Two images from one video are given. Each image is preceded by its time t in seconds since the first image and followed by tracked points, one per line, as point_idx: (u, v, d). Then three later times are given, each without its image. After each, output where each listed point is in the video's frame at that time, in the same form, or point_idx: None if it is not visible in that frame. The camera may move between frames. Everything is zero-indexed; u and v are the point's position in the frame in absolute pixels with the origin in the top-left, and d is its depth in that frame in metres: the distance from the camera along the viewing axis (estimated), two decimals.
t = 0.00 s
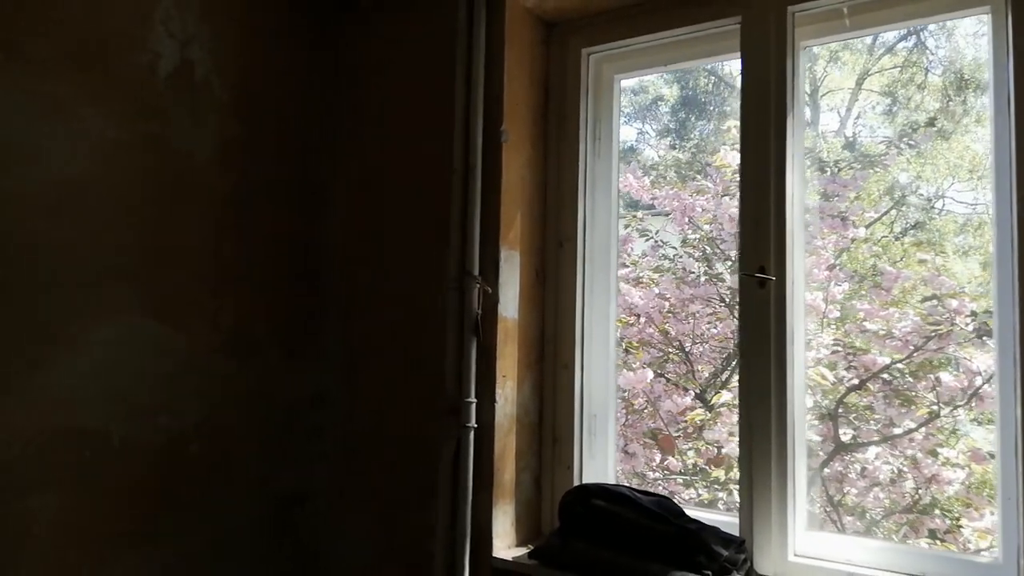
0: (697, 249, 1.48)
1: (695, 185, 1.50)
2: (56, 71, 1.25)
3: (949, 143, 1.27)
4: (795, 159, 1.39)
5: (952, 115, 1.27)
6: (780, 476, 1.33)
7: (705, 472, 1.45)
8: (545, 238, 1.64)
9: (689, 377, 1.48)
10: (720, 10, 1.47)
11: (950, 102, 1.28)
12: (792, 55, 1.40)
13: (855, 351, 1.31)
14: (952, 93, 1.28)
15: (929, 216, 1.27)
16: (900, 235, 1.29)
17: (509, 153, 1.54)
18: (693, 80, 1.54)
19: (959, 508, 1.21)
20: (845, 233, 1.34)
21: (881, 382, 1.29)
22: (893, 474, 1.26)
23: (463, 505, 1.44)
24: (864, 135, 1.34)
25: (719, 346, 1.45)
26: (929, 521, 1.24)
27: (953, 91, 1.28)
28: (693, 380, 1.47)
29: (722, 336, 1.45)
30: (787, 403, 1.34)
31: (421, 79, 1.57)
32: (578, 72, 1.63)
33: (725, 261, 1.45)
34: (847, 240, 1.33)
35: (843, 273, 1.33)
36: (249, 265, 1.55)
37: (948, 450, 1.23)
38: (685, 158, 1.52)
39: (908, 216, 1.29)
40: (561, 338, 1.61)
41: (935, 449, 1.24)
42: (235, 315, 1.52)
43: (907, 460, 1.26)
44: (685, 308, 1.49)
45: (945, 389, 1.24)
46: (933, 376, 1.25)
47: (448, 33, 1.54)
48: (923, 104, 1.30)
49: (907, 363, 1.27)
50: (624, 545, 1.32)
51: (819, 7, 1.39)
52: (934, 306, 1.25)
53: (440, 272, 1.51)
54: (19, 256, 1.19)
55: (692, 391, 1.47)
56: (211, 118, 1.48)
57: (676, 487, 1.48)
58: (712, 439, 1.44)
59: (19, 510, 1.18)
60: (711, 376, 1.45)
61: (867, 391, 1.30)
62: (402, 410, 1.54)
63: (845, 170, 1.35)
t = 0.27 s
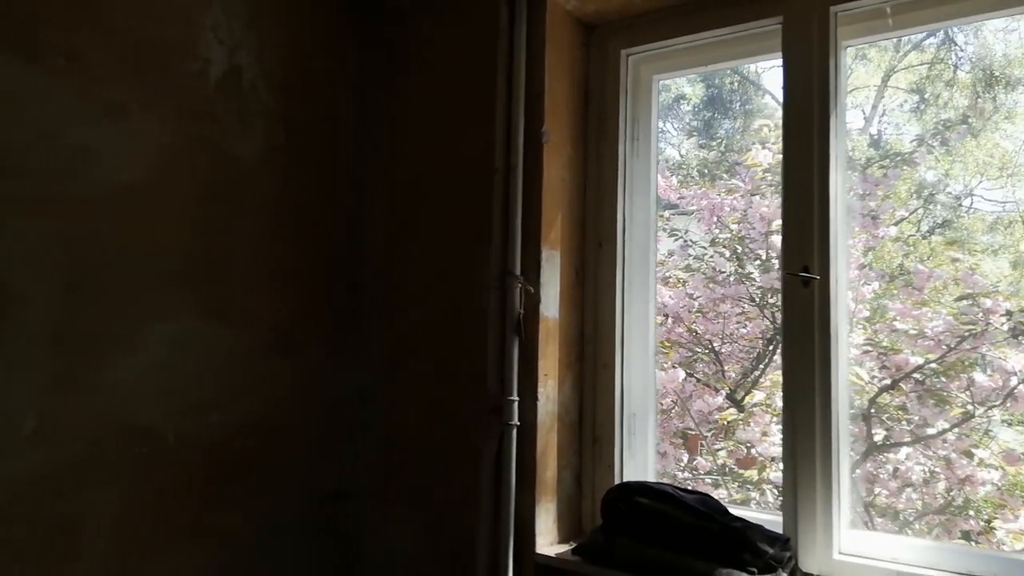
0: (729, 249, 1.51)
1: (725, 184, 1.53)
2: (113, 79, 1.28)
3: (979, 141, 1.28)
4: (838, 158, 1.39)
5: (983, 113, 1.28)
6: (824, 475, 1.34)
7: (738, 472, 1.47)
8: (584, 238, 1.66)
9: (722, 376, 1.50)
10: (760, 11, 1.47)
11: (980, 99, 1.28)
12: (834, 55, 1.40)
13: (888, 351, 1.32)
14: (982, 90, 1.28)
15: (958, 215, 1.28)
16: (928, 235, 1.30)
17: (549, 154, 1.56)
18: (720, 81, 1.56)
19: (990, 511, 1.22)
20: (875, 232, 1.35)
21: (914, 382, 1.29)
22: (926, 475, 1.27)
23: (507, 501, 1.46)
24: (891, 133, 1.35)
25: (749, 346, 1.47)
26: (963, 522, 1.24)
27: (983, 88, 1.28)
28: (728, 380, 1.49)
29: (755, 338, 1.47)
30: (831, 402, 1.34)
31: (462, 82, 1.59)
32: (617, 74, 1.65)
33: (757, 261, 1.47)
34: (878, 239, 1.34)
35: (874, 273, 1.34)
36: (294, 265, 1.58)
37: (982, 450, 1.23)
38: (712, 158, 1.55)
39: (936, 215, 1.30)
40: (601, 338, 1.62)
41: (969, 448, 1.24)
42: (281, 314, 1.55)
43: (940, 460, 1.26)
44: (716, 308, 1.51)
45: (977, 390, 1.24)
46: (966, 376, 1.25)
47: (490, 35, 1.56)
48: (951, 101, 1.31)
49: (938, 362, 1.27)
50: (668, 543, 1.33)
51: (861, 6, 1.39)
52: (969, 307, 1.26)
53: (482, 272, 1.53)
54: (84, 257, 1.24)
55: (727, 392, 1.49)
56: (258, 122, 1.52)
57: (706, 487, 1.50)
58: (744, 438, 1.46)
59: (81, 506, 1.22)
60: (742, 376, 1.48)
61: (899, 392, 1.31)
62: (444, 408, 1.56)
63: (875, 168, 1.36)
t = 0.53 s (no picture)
0: (766, 248, 1.51)
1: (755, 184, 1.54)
2: (176, 86, 1.35)
3: (1011, 139, 1.28)
4: (886, 159, 1.39)
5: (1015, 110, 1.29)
6: (874, 473, 1.34)
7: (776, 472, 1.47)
8: (627, 238, 1.67)
9: (759, 377, 1.51)
10: (805, 11, 1.48)
11: (1011, 96, 1.29)
12: (880, 54, 1.40)
13: (925, 352, 1.33)
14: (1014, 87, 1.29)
15: (989, 213, 1.29)
16: (959, 233, 1.31)
17: (594, 155, 1.57)
18: (750, 82, 1.58)
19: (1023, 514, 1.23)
20: (909, 232, 1.36)
21: (951, 382, 1.30)
22: (962, 476, 1.28)
23: (553, 497, 1.49)
24: (919, 130, 1.37)
25: (781, 346, 1.48)
26: (1001, 524, 1.25)
27: (1015, 85, 1.29)
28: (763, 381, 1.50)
29: (801, 348, 1.46)
30: (881, 402, 1.34)
31: (507, 84, 1.62)
32: (661, 74, 1.66)
33: (791, 261, 1.48)
34: (914, 238, 1.35)
35: (908, 272, 1.36)
36: (342, 265, 1.62)
37: (1022, 450, 1.24)
38: (744, 159, 1.56)
39: (968, 214, 1.30)
40: (645, 337, 1.63)
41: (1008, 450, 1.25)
42: (331, 313, 1.60)
43: (977, 462, 1.27)
44: (750, 308, 1.53)
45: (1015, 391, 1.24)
46: (1004, 377, 1.25)
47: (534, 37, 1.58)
48: (982, 97, 1.31)
49: (976, 362, 1.28)
50: (716, 540, 1.35)
51: (909, 5, 1.39)
52: (1006, 309, 1.26)
53: (527, 272, 1.55)
54: (145, 258, 1.30)
55: (769, 394, 1.49)
56: (307, 126, 1.56)
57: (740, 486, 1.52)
58: (780, 439, 1.47)
59: (144, 494, 1.28)
60: (775, 378, 1.49)
61: (935, 391, 1.31)
62: (490, 406, 1.59)
63: (907, 167, 1.37)
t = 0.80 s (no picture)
0: (801, 248, 1.53)
1: (789, 182, 1.57)
2: (232, 92, 1.38)
3: None
4: (932, 160, 1.39)
5: None
6: (923, 473, 1.34)
7: (813, 471, 1.48)
8: (670, 238, 1.68)
9: (796, 378, 1.52)
10: (850, 11, 1.49)
11: None
12: (926, 52, 1.40)
13: (962, 351, 1.33)
14: None
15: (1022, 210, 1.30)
16: (990, 231, 1.32)
17: (637, 156, 1.59)
18: (778, 81, 1.61)
19: None
20: (944, 231, 1.37)
21: (989, 382, 1.30)
22: (1001, 477, 1.28)
23: (598, 495, 1.50)
24: (949, 127, 1.38)
25: (815, 346, 1.50)
26: None
27: None
28: (799, 381, 1.52)
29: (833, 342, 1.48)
30: (929, 402, 1.34)
31: (550, 87, 1.64)
32: (702, 76, 1.67)
33: (825, 260, 1.50)
34: (950, 236, 1.36)
35: (942, 271, 1.37)
36: (389, 266, 1.65)
37: None
38: (774, 157, 1.59)
39: (1000, 212, 1.32)
40: (688, 337, 1.65)
41: None
42: (378, 313, 1.62)
43: (1016, 463, 1.27)
44: (784, 307, 1.55)
45: None
46: None
47: (577, 40, 1.60)
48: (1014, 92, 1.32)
49: (1014, 361, 1.28)
50: (764, 537, 1.36)
51: (956, 3, 1.38)
52: None
53: (571, 272, 1.57)
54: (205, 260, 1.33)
55: (810, 395, 1.50)
56: (355, 130, 1.59)
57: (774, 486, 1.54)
58: (818, 439, 1.48)
59: (205, 490, 1.32)
60: (808, 379, 1.50)
61: (973, 390, 1.32)
62: (534, 405, 1.61)
63: (941, 163, 1.38)
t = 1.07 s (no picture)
0: (838, 247, 1.55)
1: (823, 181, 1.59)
2: (285, 97, 1.41)
3: None
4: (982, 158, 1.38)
5: None
6: (976, 474, 1.33)
7: (854, 472, 1.50)
8: (713, 237, 1.69)
9: (834, 379, 1.53)
10: (897, 10, 1.48)
11: None
12: (975, 50, 1.39)
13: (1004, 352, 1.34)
14: None
15: None
16: None
17: (680, 156, 1.60)
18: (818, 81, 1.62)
19: None
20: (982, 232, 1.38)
21: None
22: None
23: (644, 493, 1.51)
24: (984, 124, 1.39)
25: (851, 346, 1.52)
26: None
27: None
28: (837, 382, 1.53)
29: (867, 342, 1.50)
30: (981, 401, 1.33)
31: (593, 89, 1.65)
32: (745, 76, 1.67)
33: (863, 259, 1.51)
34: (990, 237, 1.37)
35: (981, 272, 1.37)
36: (434, 267, 1.68)
37: None
38: (808, 156, 1.61)
39: None
40: (732, 337, 1.65)
41: None
42: (424, 313, 1.65)
43: None
44: (821, 307, 1.56)
45: None
46: None
47: (620, 42, 1.61)
48: None
49: None
50: (814, 536, 1.36)
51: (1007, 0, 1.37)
52: None
53: (615, 272, 1.58)
54: (260, 261, 1.37)
55: (844, 394, 1.52)
56: (401, 134, 1.62)
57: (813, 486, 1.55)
58: (859, 440, 1.49)
59: (260, 485, 1.35)
60: (845, 380, 1.52)
61: (1016, 393, 1.32)
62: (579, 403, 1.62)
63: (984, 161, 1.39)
